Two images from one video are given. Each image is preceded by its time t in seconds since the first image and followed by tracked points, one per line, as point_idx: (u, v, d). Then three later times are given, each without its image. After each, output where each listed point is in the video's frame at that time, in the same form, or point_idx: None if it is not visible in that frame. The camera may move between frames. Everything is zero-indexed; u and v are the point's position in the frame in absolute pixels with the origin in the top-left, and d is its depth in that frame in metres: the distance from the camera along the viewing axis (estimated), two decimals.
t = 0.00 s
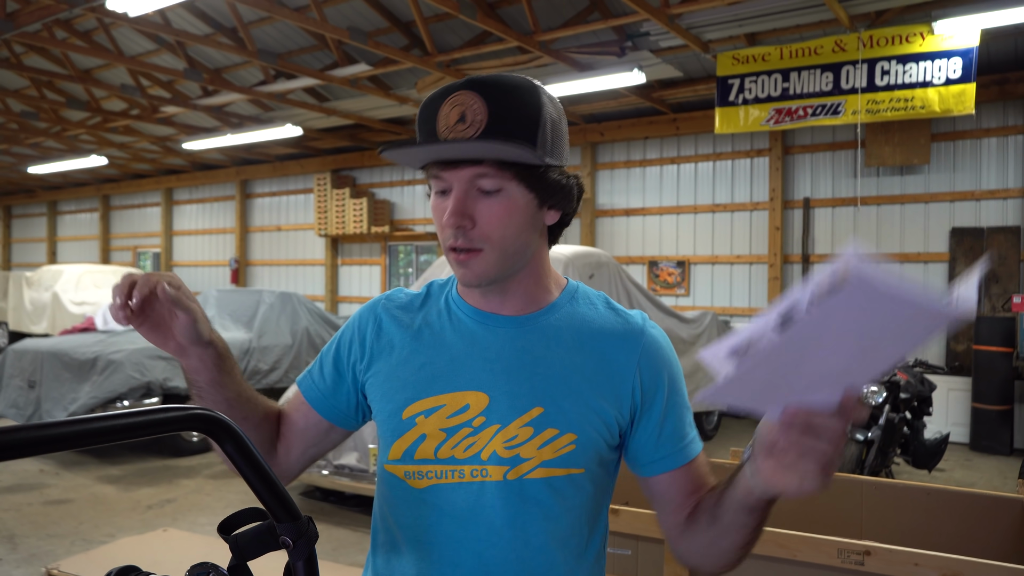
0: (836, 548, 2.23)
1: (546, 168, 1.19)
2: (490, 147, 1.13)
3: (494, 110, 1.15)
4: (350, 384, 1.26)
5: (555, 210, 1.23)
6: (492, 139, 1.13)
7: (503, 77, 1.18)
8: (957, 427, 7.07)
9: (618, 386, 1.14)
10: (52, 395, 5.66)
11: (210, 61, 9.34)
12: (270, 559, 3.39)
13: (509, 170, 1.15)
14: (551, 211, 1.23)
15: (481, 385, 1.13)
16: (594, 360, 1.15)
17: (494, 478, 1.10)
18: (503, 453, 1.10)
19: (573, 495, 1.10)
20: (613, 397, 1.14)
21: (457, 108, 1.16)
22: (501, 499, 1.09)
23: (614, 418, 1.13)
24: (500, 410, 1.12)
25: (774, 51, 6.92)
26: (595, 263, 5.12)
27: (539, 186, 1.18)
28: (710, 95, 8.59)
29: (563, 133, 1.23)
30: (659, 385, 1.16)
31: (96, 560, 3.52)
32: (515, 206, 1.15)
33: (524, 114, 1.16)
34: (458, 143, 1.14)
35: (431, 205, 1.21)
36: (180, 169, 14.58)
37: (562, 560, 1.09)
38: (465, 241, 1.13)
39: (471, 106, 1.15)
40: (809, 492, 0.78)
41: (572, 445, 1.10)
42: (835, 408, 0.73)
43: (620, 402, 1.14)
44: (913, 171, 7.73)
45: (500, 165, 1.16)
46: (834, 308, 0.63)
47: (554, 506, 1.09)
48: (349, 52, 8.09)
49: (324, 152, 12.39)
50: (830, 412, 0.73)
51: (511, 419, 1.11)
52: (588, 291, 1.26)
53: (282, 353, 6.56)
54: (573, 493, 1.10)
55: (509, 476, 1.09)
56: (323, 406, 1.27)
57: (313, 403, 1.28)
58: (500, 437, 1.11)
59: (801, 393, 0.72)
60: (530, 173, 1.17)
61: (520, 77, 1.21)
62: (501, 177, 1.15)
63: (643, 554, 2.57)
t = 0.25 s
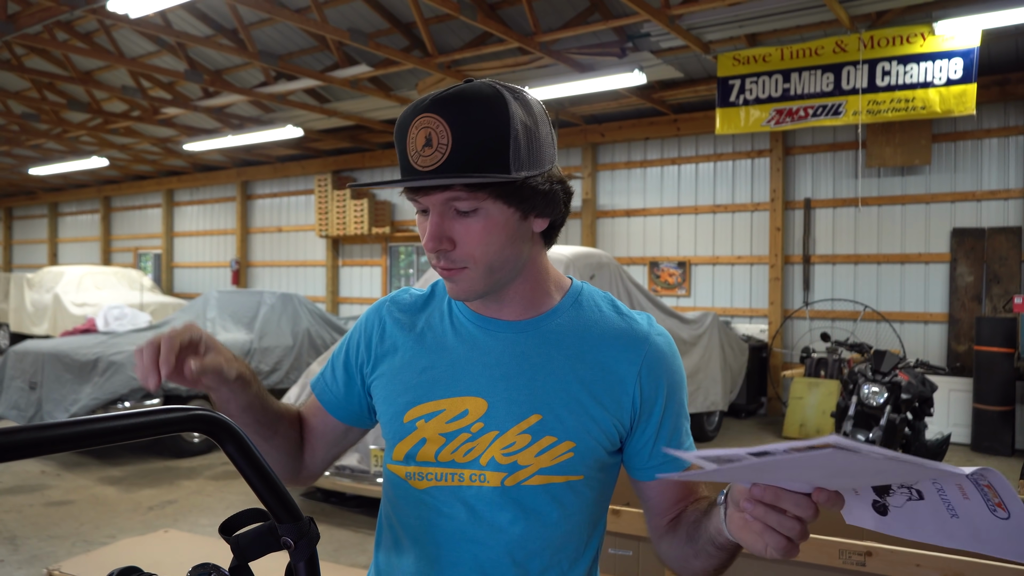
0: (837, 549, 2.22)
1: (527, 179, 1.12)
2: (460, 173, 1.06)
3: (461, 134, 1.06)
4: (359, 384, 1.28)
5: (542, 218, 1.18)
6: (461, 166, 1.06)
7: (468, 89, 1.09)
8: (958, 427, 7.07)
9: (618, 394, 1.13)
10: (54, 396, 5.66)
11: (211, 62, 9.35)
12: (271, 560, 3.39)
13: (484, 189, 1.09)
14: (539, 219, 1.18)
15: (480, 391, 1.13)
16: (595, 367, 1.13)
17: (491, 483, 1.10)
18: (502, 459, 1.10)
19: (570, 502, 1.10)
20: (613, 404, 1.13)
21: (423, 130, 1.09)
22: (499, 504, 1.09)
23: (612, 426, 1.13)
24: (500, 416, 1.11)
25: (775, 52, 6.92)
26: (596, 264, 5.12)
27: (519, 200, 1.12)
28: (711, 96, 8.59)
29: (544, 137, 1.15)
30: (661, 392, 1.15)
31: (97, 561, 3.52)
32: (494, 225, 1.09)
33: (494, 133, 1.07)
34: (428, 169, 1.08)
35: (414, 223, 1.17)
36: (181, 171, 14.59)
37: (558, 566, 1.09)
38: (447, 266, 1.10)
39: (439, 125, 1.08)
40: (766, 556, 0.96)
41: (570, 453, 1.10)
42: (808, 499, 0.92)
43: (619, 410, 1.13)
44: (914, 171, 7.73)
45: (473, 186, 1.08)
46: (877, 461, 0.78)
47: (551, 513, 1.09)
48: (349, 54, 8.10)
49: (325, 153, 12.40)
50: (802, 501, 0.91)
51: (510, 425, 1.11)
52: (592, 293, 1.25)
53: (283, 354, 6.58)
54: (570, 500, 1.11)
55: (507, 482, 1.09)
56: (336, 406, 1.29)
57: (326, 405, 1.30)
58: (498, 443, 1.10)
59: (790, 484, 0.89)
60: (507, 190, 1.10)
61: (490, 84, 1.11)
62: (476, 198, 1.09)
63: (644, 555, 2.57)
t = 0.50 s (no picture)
0: (839, 550, 2.22)
1: (523, 182, 1.12)
2: (455, 180, 1.06)
3: (455, 139, 1.06)
4: (367, 387, 1.29)
5: (540, 220, 1.18)
6: (458, 172, 1.06)
7: (463, 93, 1.08)
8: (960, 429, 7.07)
9: (617, 395, 1.12)
10: (56, 395, 5.67)
11: (213, 62, 9.36)
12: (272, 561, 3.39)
13: (480, 196, 1.09)
14: (536, 222, 1.17)
15: (481, 393, 1.13)
16: (594, 368, 1.13)
17: (492, 484, 1.11)
18: (502, 461, 1.11)
19: (571, 505, 1.10)
20: (612, 406, 1.12)
21: (417, 136, 1.09)
22: (499, 505, 1.10)
23: (613, 429, 1.12)
24: (499, 418, 1.12)
25: (777, 52, 6.92)
26: (598, 264, 5.12)
27: (515, 204, 1.12)
28: (713, 97, 8.59)
29: (541, 139, 1.14)
30: (663, 393, 1.13)
31: (99, 560, 3.52)
32: (491, 229, 1.10)
33: (488, 138, 1.07)
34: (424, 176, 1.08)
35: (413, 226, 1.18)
36: (183, 170, 14.61)
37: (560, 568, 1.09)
38: (445, 272, 1.11)
39: (433, 132, 1.07)
40: (742, 565, 0.96)
41: (569, 455, 1.10)
42: (779, 504, 0.90)
43: (619, 412, 1.12)
44: (917, 173, 7.71)
45: (468, 192, 1.08)
46: (814, 457, 0.77)
47: (551, 514, 1.09)
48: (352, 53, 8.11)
49: (327, 153, 12.42)
50: (771, 506, 0.91)
51: (509, 427, 1.11)
52: (596, 292, 1.23)
53: (286, 354, 6.58)
54: (570, 502, 1.10)
55: (507, 484, 1.10)
56: (344, 408, 1.32)
57: (335, 407, 1.33)
58: (499, 445, 1.11)
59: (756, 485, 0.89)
60: (503, 195, 1.10)
61: (485, 88, 1.10)
62: (472, 203, 1.09)
63: (646, 556, 2.57)
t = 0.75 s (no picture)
0: (841, 551, 2.22)
1: (530, 177, 1.12)
2: (462, 171, 1.06)
3: (463, 132, 1.06)
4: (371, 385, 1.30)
5: (547, 216, 1.18)
6: (465, 163, 1.06)
7: (471, 87, 1.09)
8: (963, 431, 7.05)
9: (619, 394, 1.12)
10: (59, 393, 5.69)
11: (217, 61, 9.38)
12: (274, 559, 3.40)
13: (487, 189, 1.09)
14: (543, 217, 1.17)
15: (483, 391, 1.13)
16: (597, 367, 1.13)
17: (492, 482, 1.11)
18: (503, 459, 1.10)
19: (572, 503, 1.10)
20: (613, 406, 1.12)
21: (425, 129, 1.09)
22: (499, 503, 1.10)
23: (614, 429, 1.12)
24: (501, 416, 1.12)
25: (781, 53, 6.91)
26: (601, 264, 5.12)
27: (522, 198, 1.12)
28: (717, 97, 8.58)
29: (548, 135, 1.15)
30: (664, 394, 1.13)
31: (101, 558, 3.53)
32: (497, 223, 1.10)
33: (496, 131, 1.07)
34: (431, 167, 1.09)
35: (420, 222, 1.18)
36: (187, 169, 14.64)
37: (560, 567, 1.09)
38: (449, 265, 1.11)
39: (441, 124, 1.08)
40: None
41: (570, 455, 1.10)
42: (747, 525, 0.85)
43: (621, 412, 1.12)
44: (920, 174, 7.70)
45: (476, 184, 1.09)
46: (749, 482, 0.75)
47: (552, 513, 1.09)
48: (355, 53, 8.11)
49: (330, 153, 12.43)
50: (740, 525, 0.86)
51: (511, 425, 1.11)
52: (600, 290, 1.23)
53: (288, 353, 6.59)
54: (571, 501, 1.10)
55: (508, 482, 1.10)
56: (349, 405, 1.32)
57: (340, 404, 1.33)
58: (500, 444, 1.11)
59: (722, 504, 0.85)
60: (510, 188, 1.10)
61: (493, 82, 1.11)
62: (479, 195, 1.09)
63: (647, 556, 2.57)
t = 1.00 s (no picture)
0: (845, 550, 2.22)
1: (534, 171, 1.12)
2: (462, 165, 1.07)
3: (465, 125, 1.07)
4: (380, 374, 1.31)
5: (551, 211, 1.17)
6: (466, 157, 1.07)
7: (475, 80, 1.09)
8: (967, 430, 7.04)
9: (618, 400, 1.10)
10: (62, 390, 5.70)
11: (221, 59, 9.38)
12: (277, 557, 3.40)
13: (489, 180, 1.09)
14: (547, 213, 1.17)
15: (483, 389, 1.13)
16: (598, 371, 1.11)
17: (487, 481, 1.11)
18: (498, 458, 1.11)
19: (565, 507, 1.10)
20: (612, 412, 1.10)
21: (428, 122, 1.09)
22: (493, 501, 1.11)
23: (613, 435, 1.10)
24: (499, 415, 1.11)
25: (785, 51, 6.90)
26: (604, 262, 5.11)
27: (525, 191, 1.11)
28: (721, 96, 8.57)
29: (554, 128, 1.14)
30: (666, 403, 1.10)
31: (104, 555, 3.54)
32: (499, 218, 1.10)
33: (497, 125, 1.07)
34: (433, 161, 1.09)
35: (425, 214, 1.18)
36: (190, 167, 14.66)
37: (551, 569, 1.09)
38: (452, 259, 1.11)
39: (443, 117, 1.08)
40: None
41: (565, 459, 1.09)
42: (732, 556, 0.85)
43: (620, 418, 1.10)
44: (924, 172, 7.68)
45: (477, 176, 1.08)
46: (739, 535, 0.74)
47: (545, 514, 1.09)
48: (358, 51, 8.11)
49: (334, 150, 12.43)
50: (725, 554, 0.86)
51: (508, 425, 1.11)
52: (609, 292, 1.22)
53: (291, 351, 6.60)
54: (566, 504, 1.10)
55: (503, 482, 1.10)
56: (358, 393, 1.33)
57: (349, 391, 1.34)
58: (496, 443, 1.11)
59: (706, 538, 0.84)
60: (511, 181, 1.10)
61: (499, 75, 1.10)
62: (481, 189, 1.09)
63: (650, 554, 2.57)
